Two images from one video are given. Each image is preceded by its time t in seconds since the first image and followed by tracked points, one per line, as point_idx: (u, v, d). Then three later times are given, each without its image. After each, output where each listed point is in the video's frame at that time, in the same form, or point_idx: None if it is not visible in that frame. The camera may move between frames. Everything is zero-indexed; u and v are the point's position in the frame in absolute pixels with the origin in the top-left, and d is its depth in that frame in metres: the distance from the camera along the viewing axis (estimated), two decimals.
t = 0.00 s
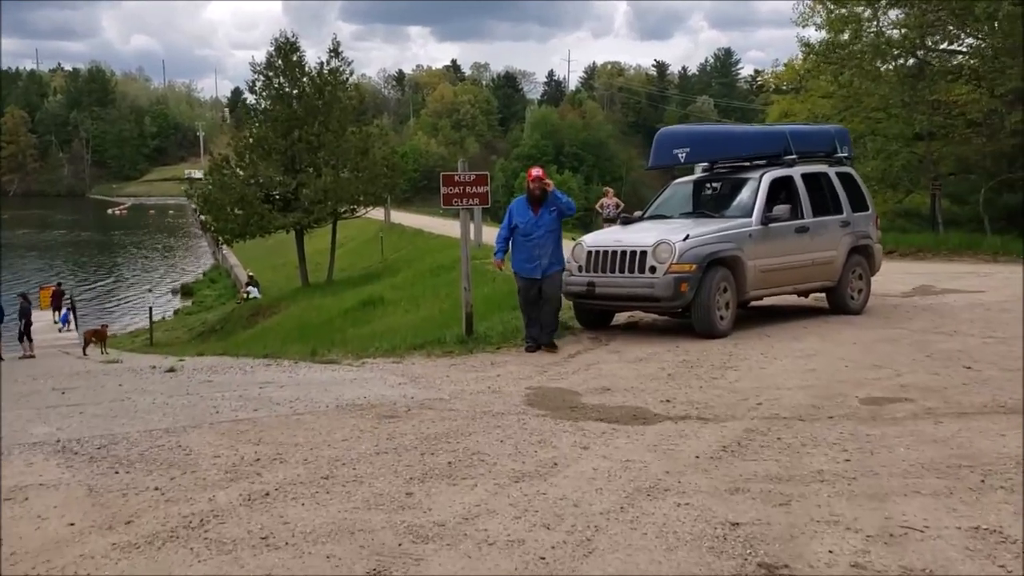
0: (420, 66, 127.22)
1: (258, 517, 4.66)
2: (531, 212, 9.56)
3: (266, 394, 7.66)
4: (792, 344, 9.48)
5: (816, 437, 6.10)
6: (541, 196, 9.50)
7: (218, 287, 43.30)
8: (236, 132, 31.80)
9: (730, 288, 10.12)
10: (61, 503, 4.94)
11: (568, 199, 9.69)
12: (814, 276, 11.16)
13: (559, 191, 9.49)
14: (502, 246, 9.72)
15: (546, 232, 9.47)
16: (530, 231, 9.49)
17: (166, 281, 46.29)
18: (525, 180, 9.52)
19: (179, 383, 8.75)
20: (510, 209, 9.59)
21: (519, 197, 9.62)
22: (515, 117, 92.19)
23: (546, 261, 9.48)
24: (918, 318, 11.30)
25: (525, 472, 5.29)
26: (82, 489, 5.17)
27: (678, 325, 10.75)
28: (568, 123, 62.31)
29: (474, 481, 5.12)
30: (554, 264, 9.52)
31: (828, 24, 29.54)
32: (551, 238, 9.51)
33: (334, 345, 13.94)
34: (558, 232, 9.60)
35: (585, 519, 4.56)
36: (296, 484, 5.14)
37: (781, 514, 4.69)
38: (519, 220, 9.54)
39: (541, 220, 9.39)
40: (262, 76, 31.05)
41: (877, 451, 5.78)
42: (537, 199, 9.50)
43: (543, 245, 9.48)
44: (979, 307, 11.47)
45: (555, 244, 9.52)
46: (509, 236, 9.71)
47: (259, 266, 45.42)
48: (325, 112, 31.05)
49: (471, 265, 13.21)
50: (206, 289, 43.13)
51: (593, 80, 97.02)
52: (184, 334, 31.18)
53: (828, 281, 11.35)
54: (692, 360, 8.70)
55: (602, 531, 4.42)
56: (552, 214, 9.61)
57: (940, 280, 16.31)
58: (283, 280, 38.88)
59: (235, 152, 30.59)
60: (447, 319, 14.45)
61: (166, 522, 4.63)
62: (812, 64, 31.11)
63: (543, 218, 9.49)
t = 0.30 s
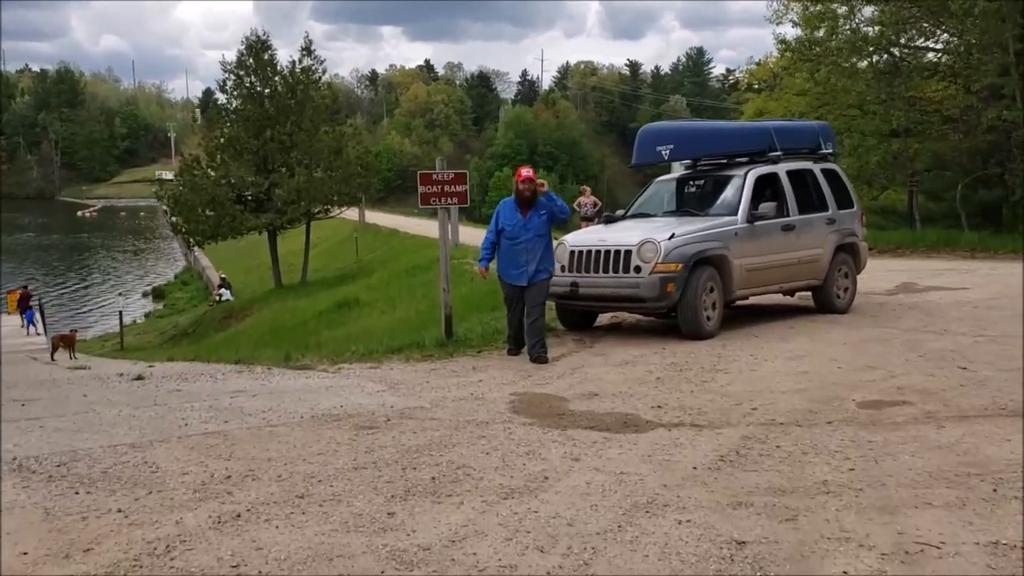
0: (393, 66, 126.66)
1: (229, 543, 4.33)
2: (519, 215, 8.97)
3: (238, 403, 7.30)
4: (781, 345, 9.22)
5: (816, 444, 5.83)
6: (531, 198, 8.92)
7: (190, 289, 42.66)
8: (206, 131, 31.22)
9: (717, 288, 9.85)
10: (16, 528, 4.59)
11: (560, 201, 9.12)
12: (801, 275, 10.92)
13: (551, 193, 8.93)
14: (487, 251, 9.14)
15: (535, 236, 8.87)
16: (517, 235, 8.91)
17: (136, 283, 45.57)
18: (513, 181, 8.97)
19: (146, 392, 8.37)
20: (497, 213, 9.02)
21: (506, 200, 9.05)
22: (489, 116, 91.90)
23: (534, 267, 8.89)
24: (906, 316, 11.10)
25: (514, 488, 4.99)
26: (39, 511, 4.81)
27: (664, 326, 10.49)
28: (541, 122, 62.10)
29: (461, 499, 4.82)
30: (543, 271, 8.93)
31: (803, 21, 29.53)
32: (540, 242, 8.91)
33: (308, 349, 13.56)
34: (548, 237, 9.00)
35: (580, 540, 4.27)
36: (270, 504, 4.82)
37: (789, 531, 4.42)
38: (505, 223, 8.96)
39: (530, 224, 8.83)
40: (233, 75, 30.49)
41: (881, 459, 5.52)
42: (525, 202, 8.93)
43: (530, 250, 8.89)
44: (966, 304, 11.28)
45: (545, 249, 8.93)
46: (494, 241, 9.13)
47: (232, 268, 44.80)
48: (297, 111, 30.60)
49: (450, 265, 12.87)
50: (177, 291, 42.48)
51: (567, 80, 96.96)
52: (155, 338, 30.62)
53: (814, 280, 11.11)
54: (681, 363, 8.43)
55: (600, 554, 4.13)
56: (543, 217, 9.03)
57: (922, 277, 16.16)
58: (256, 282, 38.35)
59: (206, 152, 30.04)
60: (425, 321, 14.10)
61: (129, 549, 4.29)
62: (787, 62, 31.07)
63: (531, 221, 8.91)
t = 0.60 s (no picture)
0: (375, 65, 126.22)
1: None
2: (512, 214, 8.55)
3: (212, 418, 6.96)
4: (774, 352, 8.96)
5: (821, 461, 5.55)
6: (524, 196, 8.48)
7: (168, 290, 42.11)
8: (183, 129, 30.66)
9: (709, 293, 9.59)
10: None
11: (555, 198, 8.67)
12: (792, 280, 10.66)
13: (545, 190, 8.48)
14: (479, 252, 8.75)
15: (527, 237, 8.45)
16: (509, 236, 8.49)
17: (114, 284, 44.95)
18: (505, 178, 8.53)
19: (117, 404, 8.02)
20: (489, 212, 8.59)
21: (498, 197, 8.62)
22: (470, 115, 91.65)
23: (526, 269, 8.49)
24: (899, 321, 10.88)
25: (506, 513, 4.68)
26: None
27: (654, 332, 10.21)
28: (523, 122, 62.02)
29: (448, 527, 4.51)
30: (536, 272, 8.53)
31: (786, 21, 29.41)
32: (533, 243, 8.49)
33: (288, 354, 13.21)
34: (542, 236, 8.57)
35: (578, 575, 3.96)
36: (243, 532, 4.50)
37: (801, 563, 4.14)
38: (497, 223, 8.53)
39: (523, 224, 8.40)
40: (211, 73, 30.08)
41: (889, 478, 5.25)
42: (518, 200, 8.49)
43: (523, 251, 8.47)
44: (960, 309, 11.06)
45: (538, 250, 8.51)
46: (486, 241, 8.72)
47: (210, 269, 44.29)
48: (277, 110, 30.19)
49: (433, 269, 12.56)
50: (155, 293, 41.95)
51: (549, 79, 96.84)
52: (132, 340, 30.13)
53: (806, 284, 10.86)
54: (673, 372, 8.14)
55: None
56: (536, 216, 8.60)
57: (910, 280, 15.96)
58: (234, 283, 37.90)
59: (184, 152, 29.60)
60: (408, 326, 13.78)
61: None
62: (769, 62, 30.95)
63: (524, 221, 8.48)
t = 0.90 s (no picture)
0: (374, 60, 125.75)
1: None
2: (506, 214, 7.89)
3: (197, 422, 6.64)
4: (783, 352, 8.64)
5: (838, 471, 5.25)
6: (518, 195, 7.85)
7: (165, 286, 41.79)
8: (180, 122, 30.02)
9: (715, 291, 9.26)
10: None
11: (553, 196, 7.97)
12: (800, 276, 10.34)
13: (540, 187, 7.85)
14: (474, 258, 8.07)
15: (523, 237, 7.76)
16: (503, 238, 7.82)
17: (111, 280, 44.63)
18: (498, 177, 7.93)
19: (99, 406, 7.69)
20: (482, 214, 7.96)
21: (492, 198, 7.99)
22: (470, 110, 91.25)
23: (521, 273, 7.76)
24: (910, 319, 10.56)
25: (505, 530, 4.38)
26: None
27: (658, 331, 9.88)
28: (523, 117, 61.68)
29: (443, 546, 4.21)
30: (533, 276, 7.79)
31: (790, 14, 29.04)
32: (529, 243, 7.78)
33: (282, 353, 12.88)
34: (540, 236, 7.86)
35: None
36: (222, 551, 4.20)
37: None
38: (490, 224, 7.88)
39: (517, 223, 7.75)
40: (207, 67, 29.68)
41: (912, 489, 4.94)
42: (512, 198, 7.86)
43: (517, 253, 7.77)
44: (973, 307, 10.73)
45: (534, 252, 7.80)
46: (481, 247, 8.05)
47: (208, 265, 43.96)
48: (274, 105, 29.86)
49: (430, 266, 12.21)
50: (152, 289, 41.64)
51: (549, 74, 96.40)
52: (127, 337, 29.83)
53: (814, 281, 10.53)
54: (679, 373, 7.83)
55: None
56: (533, 215, 7.90)
57: (918, 277, 15.63)
58: (231, 279, 37.58)
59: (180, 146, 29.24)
60: (406, 324, 13.46)
61: None
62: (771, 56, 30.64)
63: (518, 221, 7.81)
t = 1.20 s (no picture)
0: (376, 61, 125.59)
1: None
2: (502, 216, 7.33)
3: (190, 438, 6.35)
4: (799, 360, 8.34)
5: (866, 492, 4.94)
6: (514, 196, 7.27)
7: (166, 287, 41.55)
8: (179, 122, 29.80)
9: (728, 297, 8.96)
10: None
11: (552, 195, 7.41)
12: (814, 281, 10.02)
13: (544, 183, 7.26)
14: (467, 265, 7.51)
15: (521, 241, 7.21)
16: (499, 242, 7.26)
17: (112, 281, 44.38)
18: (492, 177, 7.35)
19: (88, 419, 7.39)
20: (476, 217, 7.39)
21: (486, 200, 7.41)
22: (472, 110, 91.05)
23: (521, 280, 7.23)
24: (928, 324, 10.25)
25: (513, 563, 4.07)
26: None
27: (667, 338, 9.58)
28: (526, 116, 61.44)
29: None
30: (533, 283, 7.26)
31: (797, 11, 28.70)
32: (528, 249, 7.24)
33: (281, 360, 12.56)
34: (538, 240, 7.31)
35: None
36: None
37: None
38: (485, 228, 7.32)
39: (514, 227, 7.20)
40: (207, 67, 29.39)
41: (946, 513, 4.62)
42: (508, 200, 7.29)
43: (515, 259, 7.24)
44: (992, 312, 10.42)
45: (534, 258, 7.27)
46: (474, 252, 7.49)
47: (209, 266, 43.71)
48: (275, 106, 29.58)
49: (433, 270, 11.90)
50: (154, 290, 41.40)
51: (551, 73, 96.16)
52: (127, 340, 29.60)
53: (829, 285, 10.23)
54: (691, 383, 7.53)
55: None
56: (531, 217, 7.34)
57: (931, 279, 15.32)
58: (233, 281, 37.33)
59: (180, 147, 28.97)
60: (407, 329, 13.14)
61: None
62: (777, 53, 30.32)
63: (515, 224, 7.26)
